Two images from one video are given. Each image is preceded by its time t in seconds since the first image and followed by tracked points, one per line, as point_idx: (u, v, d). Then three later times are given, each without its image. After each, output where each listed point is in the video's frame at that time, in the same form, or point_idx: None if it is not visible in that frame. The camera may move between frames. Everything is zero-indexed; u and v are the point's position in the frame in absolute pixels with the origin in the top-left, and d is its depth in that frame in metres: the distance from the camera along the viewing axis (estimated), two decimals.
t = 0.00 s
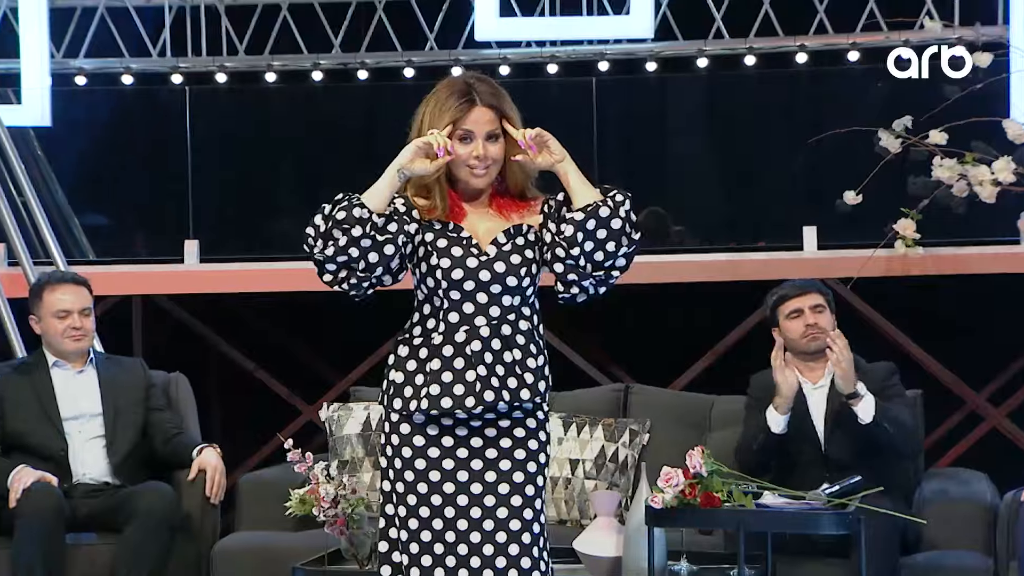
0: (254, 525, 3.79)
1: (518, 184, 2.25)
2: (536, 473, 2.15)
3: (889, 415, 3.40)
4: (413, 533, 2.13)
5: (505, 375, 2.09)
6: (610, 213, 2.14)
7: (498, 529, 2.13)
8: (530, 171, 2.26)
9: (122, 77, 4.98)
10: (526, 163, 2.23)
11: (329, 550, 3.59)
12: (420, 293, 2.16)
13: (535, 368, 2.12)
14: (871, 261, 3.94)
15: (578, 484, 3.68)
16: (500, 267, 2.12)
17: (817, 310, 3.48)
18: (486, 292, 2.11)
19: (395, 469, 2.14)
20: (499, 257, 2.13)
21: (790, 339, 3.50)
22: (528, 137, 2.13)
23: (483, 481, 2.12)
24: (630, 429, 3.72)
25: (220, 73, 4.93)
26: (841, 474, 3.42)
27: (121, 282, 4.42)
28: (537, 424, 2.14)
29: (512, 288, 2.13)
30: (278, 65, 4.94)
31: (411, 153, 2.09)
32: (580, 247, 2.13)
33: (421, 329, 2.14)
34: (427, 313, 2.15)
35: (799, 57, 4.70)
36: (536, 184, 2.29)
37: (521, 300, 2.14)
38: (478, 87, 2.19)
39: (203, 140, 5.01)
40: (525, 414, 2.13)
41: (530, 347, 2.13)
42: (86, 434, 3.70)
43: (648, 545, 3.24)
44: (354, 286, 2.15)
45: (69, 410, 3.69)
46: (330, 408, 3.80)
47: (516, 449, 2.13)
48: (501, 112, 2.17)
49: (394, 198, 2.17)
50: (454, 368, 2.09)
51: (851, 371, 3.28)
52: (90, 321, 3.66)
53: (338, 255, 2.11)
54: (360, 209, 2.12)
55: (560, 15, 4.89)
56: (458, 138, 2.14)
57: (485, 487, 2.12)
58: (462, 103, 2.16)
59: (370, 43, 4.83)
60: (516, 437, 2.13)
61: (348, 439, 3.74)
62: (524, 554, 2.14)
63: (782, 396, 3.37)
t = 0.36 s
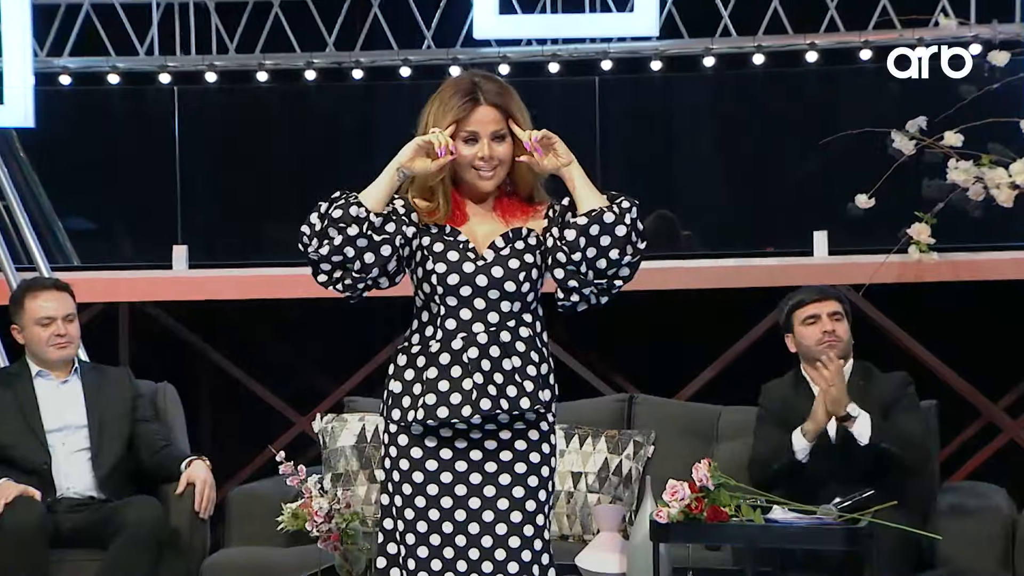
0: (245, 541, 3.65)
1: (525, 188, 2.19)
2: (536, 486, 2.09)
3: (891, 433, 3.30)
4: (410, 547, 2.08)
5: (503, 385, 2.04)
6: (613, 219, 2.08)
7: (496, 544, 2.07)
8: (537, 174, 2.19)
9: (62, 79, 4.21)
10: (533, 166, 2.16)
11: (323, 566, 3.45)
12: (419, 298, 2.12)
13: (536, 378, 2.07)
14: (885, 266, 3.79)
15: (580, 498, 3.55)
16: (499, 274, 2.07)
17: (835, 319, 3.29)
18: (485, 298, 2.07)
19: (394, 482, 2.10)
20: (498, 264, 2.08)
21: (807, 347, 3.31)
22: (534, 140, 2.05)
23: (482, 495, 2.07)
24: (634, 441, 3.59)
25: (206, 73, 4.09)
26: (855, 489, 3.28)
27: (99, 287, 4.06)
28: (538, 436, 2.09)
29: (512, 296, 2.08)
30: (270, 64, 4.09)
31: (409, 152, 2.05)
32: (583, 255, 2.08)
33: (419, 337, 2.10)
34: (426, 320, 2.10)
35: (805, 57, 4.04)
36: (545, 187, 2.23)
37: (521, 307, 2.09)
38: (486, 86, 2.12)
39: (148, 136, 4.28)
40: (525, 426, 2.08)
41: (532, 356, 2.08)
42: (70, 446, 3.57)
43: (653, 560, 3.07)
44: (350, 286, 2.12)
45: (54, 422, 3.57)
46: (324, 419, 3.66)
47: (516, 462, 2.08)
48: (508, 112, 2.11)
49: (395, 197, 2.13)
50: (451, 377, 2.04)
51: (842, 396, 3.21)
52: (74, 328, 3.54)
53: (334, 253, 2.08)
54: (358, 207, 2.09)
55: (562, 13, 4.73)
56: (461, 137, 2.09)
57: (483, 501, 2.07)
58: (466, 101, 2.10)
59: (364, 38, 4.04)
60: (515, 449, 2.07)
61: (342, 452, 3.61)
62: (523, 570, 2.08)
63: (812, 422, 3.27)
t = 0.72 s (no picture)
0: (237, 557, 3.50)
1: (529, 190, 2.18)
2: (540, 497, 2.12)
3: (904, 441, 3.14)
4: (415, 558, 2.10)
5: (508, 392, 2.06)
6: (619, 220, 2.14)
7: (498, 556, 2.09)
8: (541, 175, 2.19)
9: (44, 76, 3.85)
10: (535, 164, 2.17)
11: None
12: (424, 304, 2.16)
13: (541, 386, 2.09)
14: (902, 269, 3.59)
15: (584, 512, 3.40)
16: (505, 278, 2.07)
17: (853, 324, 3.17)
18: (490, 303, 2.09)
19: (399, 493, 2.13)
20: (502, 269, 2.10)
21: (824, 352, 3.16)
22: (537, 138, 2.13)
23: (484, 508, 2.09)
24: (639, 453, 3.46)
25: (197, 71, 3.82)
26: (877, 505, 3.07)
27: (85, 295, 3.84)
28: (542, 447, 2.11)
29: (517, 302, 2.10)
30: (262, 62, 3.81)
31: (409, 151, 2.14)
32: (587, 258, 2.15)
33: (424, 344, 2.13)
34: (430, 327, 2.14)
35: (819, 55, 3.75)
36: (551, 191, 2.21)
37: (527, 313, 2.12)
38: (489, 87, 2.16)
39: (132, 137, 4.10)
40: (530, 435, 2.11)
41: (538, 365, 2.10)
42: (54, 458, 3.44)
43: None
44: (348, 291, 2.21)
45: (36, 434, 3.44)
46: (317, 431, 3.53)
47: (521, 473, 2.10)
48: (508, 112, 2.15)
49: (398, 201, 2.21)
50: (456, 386, 2.07)
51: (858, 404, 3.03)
52: (57, 336, 3.42)
53: (330, 257, 2.17)
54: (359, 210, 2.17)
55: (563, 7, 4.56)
56: (462, 137, 2.15)
57: (486, 516, 2.09)
58: (467, 102, 2.15)
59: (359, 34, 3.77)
60: (519, 460, 2.10)
61: (336, 464, 3.48)
62: None
63: (822, 434, 3.07)
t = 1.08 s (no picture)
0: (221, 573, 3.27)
1: (530, 194, 2.04)
2: (541, 514, 1.92)
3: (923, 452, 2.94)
4: None
5: (507, 405, 1.87)
6: (624, 223, 1.93)
7: None
8: (542, 179, 2.04)
9: (28, 74, 3.77)
10: (538, 169, 2.02)
11: None
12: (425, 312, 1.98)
13: (543, 397, 1.89)
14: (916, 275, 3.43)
15: (587, 526, 3.29)
16: (501, 286, 1.92)
17: (864, 330, 3.02)
18: (489, 310, 1.92)
19: (393, 507, 1.95)
20: (503, 273, 1.92)
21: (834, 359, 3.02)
22: (540, 139, 1.95)
23: (483, 524, 1.91)
24: (644, 466, 3.33)
25: (187, 68, 3.72)
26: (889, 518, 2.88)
27: (67, 299, 3.74)
28: (545, 460, 1.92)
29: (519, 306, 1.92)
30: (254, 59, 3.70)
31: (406, 157, 1.93)
32: (595, 262, 1.93)
33: (422, 351, 1.94)
34: (429, 335, 1.96)
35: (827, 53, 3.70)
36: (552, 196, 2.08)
37: (530, 320, 1.93)
38: (490, 84, 2.00)
39: (119, 137, 3.98)
40: (531, 449, 1.91)
41: (539, 374, 1.91)
42: (38, 471, 3.33)
43: None
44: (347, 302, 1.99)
45: (19, 445, 3.33)
46: (311, 442, 3.40)
47: (522, 488, 1.91)
48: (509, 113, 1.98)
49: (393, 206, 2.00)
50: (453, 396, 1.88)
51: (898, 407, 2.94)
52: (41, 344, 3.30)
53: (329, 267, 1.94)
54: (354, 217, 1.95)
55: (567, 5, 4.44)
56: (463, 139, 1.97)
57: (483, 532, 1.91)
58: (467, 100, 1.97)
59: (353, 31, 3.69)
60: (520, 475, 1.91)
61: (331, 476, 3.35)
62: None
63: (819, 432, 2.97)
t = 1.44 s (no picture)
0: None
1: (528, 195, 1.96)
2: (541, 525, 1.84)
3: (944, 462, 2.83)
4: None
5: (501, 412, 1.79)
6: (619, 226, 1.84)
7: None
8: (541, 179, 1.96)
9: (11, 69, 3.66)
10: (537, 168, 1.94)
11: None
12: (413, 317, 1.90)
13: (539, 404, 1.82)
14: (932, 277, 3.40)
15: (590, 539, 3.15)
16: (495, 288, 1.83)
17: (883, 338, 2.89)
18: (481, 314, 1.83)
19: (387, 521, 1.86)
20: (496, 275, 1.84)
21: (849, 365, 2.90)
22: (537, 139, 1.87)
23: (480, 536, 1.83)
24: (649, 476, 3.21)
25: (175, 64, 3.60)
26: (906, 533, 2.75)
27: (45, 307, 3.64)
28: (542, 469, 1.84)
29: (512, 310, 1.84)
30: (245, 55, 3.60)
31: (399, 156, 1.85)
32: (588, 265, 1.85)
33: (413, 359, 1.86)
34: (419, 341, 1.88)
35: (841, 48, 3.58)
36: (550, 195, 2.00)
37: (523, 324, 1.86)
38: (489, 80, 1.91)
39: (106, 135, 3.85)
40: (527, 458, 1.83)
41: (533, 380, 1.83)
42: (21, 482, 3.22)
43: None
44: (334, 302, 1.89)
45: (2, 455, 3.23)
46: (304, 453, 3.29)
47: (521, 498, 1.83)
48: (509, 110, 1.89)
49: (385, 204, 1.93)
50: (445, 404, 1.80)
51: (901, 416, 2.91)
52: (23, 350, 3.18)
53: (318, 267, 1.85)
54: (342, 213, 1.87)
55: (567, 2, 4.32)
56: (458, 137, 1.88)
57: (482, 545, 1.83)
58: (464, 95, 1.88)
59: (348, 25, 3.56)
60: (517, 484, 1.83)
61: (325, 487, 3.23)
62: None
63: (853, 445, 2.80)
